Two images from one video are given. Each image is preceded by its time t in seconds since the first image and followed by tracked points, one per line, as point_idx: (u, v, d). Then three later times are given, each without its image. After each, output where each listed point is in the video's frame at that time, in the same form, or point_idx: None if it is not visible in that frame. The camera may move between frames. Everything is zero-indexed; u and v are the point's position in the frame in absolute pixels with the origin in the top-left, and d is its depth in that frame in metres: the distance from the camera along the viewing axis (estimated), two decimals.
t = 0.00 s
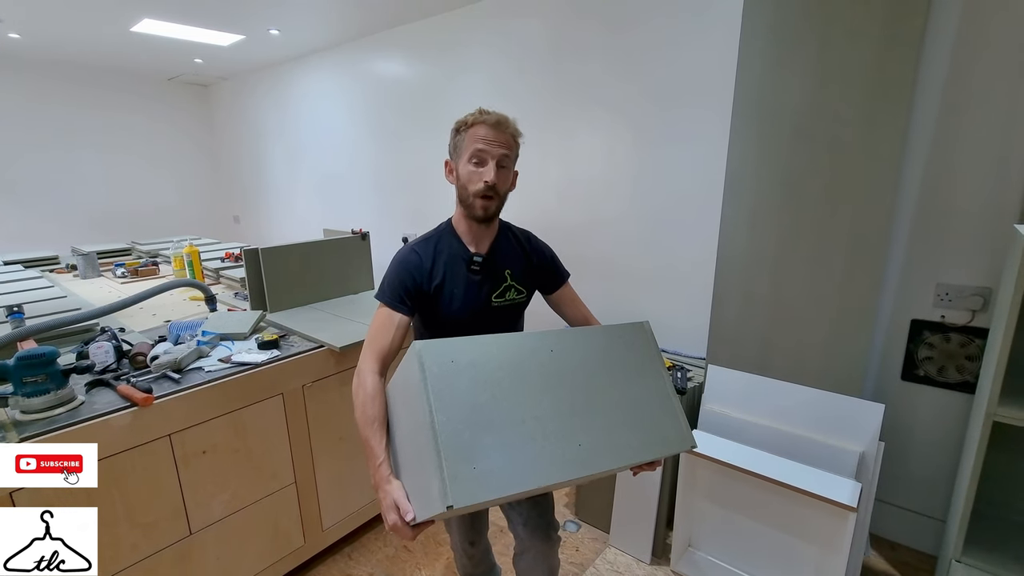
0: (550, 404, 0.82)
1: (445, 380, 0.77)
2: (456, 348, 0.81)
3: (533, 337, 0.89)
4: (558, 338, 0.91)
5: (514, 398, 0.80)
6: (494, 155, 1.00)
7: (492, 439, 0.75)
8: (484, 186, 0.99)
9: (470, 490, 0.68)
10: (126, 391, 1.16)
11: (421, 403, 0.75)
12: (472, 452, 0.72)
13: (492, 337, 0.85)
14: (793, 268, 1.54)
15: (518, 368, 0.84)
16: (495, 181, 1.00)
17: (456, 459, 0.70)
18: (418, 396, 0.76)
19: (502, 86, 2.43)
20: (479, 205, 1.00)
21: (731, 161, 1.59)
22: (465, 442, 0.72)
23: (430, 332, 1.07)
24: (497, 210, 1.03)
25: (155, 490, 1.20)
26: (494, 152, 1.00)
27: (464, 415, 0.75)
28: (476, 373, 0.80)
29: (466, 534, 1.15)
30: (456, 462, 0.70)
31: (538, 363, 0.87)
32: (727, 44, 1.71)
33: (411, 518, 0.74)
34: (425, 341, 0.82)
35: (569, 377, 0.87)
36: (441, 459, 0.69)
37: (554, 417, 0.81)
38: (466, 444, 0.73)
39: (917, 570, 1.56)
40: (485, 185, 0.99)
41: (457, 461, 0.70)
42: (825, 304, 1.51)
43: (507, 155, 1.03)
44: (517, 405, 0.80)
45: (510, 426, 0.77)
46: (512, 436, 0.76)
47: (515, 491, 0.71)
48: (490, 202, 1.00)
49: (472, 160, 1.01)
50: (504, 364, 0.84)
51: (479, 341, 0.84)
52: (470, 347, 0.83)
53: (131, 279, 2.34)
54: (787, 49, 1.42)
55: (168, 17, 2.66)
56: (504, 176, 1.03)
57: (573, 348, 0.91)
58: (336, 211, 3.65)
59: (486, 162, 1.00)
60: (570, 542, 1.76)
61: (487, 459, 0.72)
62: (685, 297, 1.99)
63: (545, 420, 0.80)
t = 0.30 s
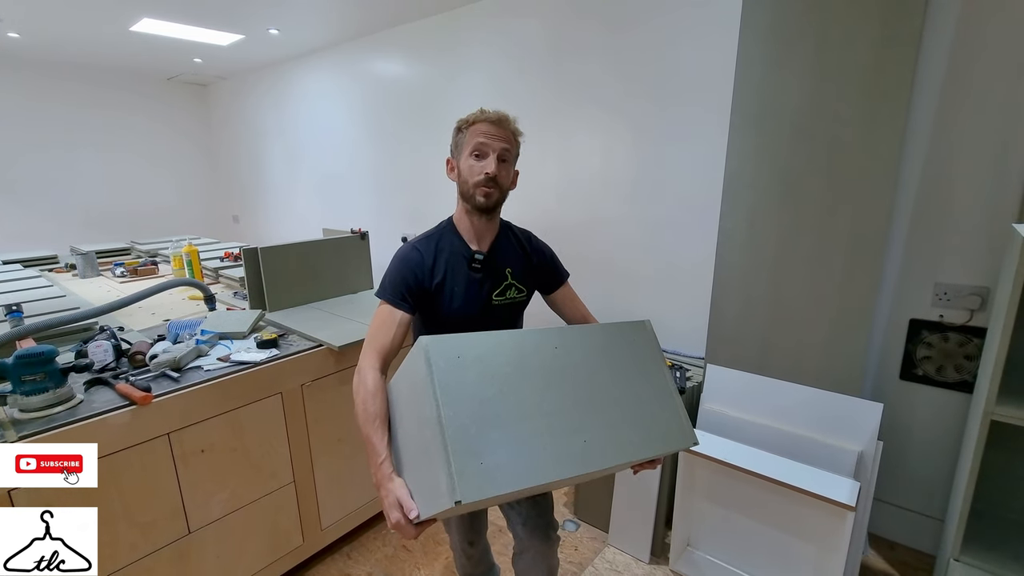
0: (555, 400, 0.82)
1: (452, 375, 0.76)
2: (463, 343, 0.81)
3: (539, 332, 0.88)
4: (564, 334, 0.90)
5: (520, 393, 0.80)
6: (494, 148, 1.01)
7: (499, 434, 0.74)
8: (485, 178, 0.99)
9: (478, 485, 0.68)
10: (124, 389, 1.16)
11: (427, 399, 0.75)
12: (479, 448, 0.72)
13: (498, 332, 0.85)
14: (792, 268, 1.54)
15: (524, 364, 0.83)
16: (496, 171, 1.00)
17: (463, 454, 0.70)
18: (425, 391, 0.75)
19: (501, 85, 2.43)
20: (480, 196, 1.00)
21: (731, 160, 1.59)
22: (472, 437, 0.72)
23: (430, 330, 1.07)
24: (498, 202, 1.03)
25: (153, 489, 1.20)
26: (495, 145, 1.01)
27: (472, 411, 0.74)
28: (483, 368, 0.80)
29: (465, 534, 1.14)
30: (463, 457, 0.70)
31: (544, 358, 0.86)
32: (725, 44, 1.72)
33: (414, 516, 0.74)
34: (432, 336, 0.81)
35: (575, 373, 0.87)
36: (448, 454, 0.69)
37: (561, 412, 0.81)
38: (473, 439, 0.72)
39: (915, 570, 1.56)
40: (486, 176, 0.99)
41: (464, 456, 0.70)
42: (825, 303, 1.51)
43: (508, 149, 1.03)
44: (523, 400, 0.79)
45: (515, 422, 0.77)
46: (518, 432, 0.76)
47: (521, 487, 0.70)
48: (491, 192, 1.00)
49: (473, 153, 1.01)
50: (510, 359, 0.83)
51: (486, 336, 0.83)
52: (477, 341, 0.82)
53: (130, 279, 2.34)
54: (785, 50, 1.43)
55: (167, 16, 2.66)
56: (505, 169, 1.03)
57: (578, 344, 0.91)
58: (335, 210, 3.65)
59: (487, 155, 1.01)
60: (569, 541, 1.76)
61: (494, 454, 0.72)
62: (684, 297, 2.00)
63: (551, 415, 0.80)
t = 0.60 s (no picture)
0: (556, 396, 0.81)
1: (454, 371, 0.76)
2: (464, 339, 0.80)
3: (541, 328, 0.88)
4: (565, 330, 0.89)
5: (522, 389, 0.79)
6: (492, 149, 1.00)
7: (502, 430, 0.73)
8: (481, 181, 0.99)
9: (482, 481, 0.67)
10: (119, 388, 1.15)
11: (429, 395, 0.74)
12: (483, 443, 0.71)
13: (499, 327, 0.84)
14: (791, 267, 1.54)
15: (525, 360, 0.83)
16: (493, 174, 0.99)
17: (467, 450, 0.69)
18: (427, 387, 0.75)
19: (499, 84, 2.43)
20: (478, 199, 1.00)
21: (729, 158, 1.59)
22: (475, 433, 0.71)
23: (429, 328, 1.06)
24: (496, 205, 1.03)
25: (149, 489, 1.19)
26: (492, 146, 1.00)
27: (475, 406, 0.73)
28: (484, 364, 0.79)
29: (464, 534, 1.14)
30: (467, 453, 0.69)
31: (546, 353, 0.85)
32: (724, 43, 1.72)
33: (417, 514, 0.73)
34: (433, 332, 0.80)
35: (576, 369, 0.86)
36: (451, 450, 0.68)
37: (563, 407, 0.80)
38: (476, 434, 0.71)
39: (916, 570, 1.55)
40: (483, 179, 0.99)
41: (468, 452, 0.69)
42: (824, 302, 1.51)
43: (506, 150, 1.02)
44: (525, 396, 0.78)
45: (518, 418, 0.76)
46: (521, 427, 0.75)
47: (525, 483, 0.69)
48: (488, 195, 1.00)
49: (470, 155, 1.01)
50: (512, 355, 0.82)
51: (488, 331, 0.82)
52: (478, 336, 0.81)
53: (127, 278, 2.33)
54: (784, 48, 1.43)
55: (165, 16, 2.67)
56: (503, 170, 1.02)
57: (579, 340, 0.90)
58: (333, 210, 3.65)
59: (484, 156, 1.00)
60: (567, 541, 1.75)
61: (498, 450, 0.71)
62: (683, 296, 1.99)
63: (553, 411, 0.79)
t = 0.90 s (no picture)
0: (555, 393, 0.79)
1: (451, 369, 0.74)
2: (462, 336, 0.79)
3: (539, 326, 0.86)
4: (564, 328, 0.88)
5: (520, 387, 0.77)
6: (489, 143, 0.99)
7: (501, 428, 0.72)
8: (479, 175, 0.98)
9: (481, 480, 0.66)
10: (110, 387, 1.14)
11: (426, 393, 0.72)
12: (481, 442, 0.69)
13: (497, 324, 0.83)
14: (791, 265, 1.53)
15: (524, 357, 0.81)
16: (491, 168, 0.98)
17: (465, 449, 0.68)
18: (424, 385, 0.73)
19: (496, 82, 2.43)
20: (475, 193, 0.99)
21: (727, 156, 1.58)
22: (474, 432, 0.70)
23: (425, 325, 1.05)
24: (494, 199, 1.02)
25: (141, 490, 1.18)
26: (490, 139, 0.99)
27: (473, 404, 0.72)
28: (483, 362, 0.77)
29: (460, 534, 1.12)
30: (465, 452, 0.68)
31: (545, 350, 0.84)
32: (721, 39, 1.71)
33: (414, 514, 0.71)
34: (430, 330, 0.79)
35: (574, 366, 0.85)
36: (449, 449, 0.67)
37: (563, 405, 0.79)
38: (474, 433, 0.70)
39: (917, 570, 1.54)
40: (481, 173, 0.97)
41: (466, 451, 0.68)
42: (823, 300, 1.50)
43: (503, 143, 1.01)
44: (523, 394, 0.77)
45: (516, 416, 0.74)
46: (520, 425, 0.74)
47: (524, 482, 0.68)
48: (486, 189, 0.99)
49: (467, 148, 0.99)
50: (510, 353, 0.81)
51: (485, 328, 0.81)
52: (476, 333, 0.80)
53: (122, 278, 2.32)
54: (783, 43, 1.41)
55: (160, 14, 2.66)
56: (500, 164, 1.01)
57: (577, 338, 0.88)
58: (331, 210, 3.64)
59: (482, 150, 0.99)
60: (565, 542, 1.74)
61: (496, 449, 0.70)
62: (681, 294, 1.98)
63: (553, 408, 0.77)
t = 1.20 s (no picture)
0: (556, 389, 0.79)
1: (453, 365, 0.74)
2: (464, 332, 0.78)
3: (539, 322, 0.86)
4: (564, 325, 0.88)
5: (521, 383, 0.77)
6: (490, 139, 0.99)
7: (503, 423, 0.71)
8: (480, 171, 0.97)
9: (484, 475, 0.65)
10: (104, 387, 1.13)
11: (428, 388, 0.71)
12: (483, 437, 0.68)
13: (497, 321, 0.82)
14: (788, 262, 1.52)
15: (525, 353, 0.81)
16: (491, 164, 0.98)
17: (467, 444, 0.67)
18: (425, 382, 0.72)
19: (494, 81, 2.42)
20: (476, 189, 0.98)
21: (724, 154, 1.57)
22: (476, 427, 0.69)
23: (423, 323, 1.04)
24: (494, 196, 1.01)
25: (135, 491, 1.17)
26: (490, 136, 0.99)
27: (474, 400, 0.71)
28: (484, 358, 0.77)
29: (458, 534, 1.11)
30: (467, 447, 0.67)
31: (545, 346, 0.83)
32: (718, 37, 1.71)
33: (414, 511, 0.70)
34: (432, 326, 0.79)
35: (575, 363, 0.84)
36: (452, 444, 0.66)
37: (563, 400, 0.78)
38: (476, 428, 0.69)
39: (916, 569, 1.53)
40: (482, 168, 0.97)
41: (468, 447, 0.67)
42: (821, 298, 1.49)
43: (503, 140, 1.01)
44: (524, 390, 0.76)
45: (517, 412, 0.73)
46: (522, 421, 0.73)
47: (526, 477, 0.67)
48: (487, 185, 0.98)
49: (468, 144, 0.99)
50: (511, 349, 0.80)
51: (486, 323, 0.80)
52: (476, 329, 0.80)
53: (117, 277, 2.30)
54: (781, 41, 1.41)
55: (155, 13, 2.65)
56: (500, 160, 1.01)
57: (577, 335, 0.88)
58: (328, 210, 3.63)
59: (482, 146, 0.98)
60: (564, 541, 1.73)
61: (498, 445, 0.69)
62: (680, 293, 1.98)
63: (554, 405, 0.77)
